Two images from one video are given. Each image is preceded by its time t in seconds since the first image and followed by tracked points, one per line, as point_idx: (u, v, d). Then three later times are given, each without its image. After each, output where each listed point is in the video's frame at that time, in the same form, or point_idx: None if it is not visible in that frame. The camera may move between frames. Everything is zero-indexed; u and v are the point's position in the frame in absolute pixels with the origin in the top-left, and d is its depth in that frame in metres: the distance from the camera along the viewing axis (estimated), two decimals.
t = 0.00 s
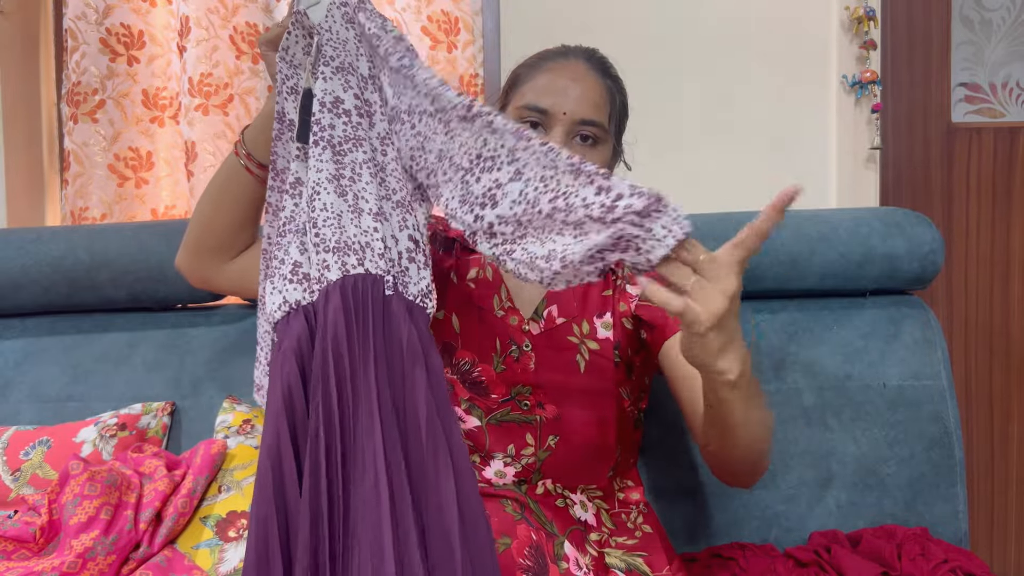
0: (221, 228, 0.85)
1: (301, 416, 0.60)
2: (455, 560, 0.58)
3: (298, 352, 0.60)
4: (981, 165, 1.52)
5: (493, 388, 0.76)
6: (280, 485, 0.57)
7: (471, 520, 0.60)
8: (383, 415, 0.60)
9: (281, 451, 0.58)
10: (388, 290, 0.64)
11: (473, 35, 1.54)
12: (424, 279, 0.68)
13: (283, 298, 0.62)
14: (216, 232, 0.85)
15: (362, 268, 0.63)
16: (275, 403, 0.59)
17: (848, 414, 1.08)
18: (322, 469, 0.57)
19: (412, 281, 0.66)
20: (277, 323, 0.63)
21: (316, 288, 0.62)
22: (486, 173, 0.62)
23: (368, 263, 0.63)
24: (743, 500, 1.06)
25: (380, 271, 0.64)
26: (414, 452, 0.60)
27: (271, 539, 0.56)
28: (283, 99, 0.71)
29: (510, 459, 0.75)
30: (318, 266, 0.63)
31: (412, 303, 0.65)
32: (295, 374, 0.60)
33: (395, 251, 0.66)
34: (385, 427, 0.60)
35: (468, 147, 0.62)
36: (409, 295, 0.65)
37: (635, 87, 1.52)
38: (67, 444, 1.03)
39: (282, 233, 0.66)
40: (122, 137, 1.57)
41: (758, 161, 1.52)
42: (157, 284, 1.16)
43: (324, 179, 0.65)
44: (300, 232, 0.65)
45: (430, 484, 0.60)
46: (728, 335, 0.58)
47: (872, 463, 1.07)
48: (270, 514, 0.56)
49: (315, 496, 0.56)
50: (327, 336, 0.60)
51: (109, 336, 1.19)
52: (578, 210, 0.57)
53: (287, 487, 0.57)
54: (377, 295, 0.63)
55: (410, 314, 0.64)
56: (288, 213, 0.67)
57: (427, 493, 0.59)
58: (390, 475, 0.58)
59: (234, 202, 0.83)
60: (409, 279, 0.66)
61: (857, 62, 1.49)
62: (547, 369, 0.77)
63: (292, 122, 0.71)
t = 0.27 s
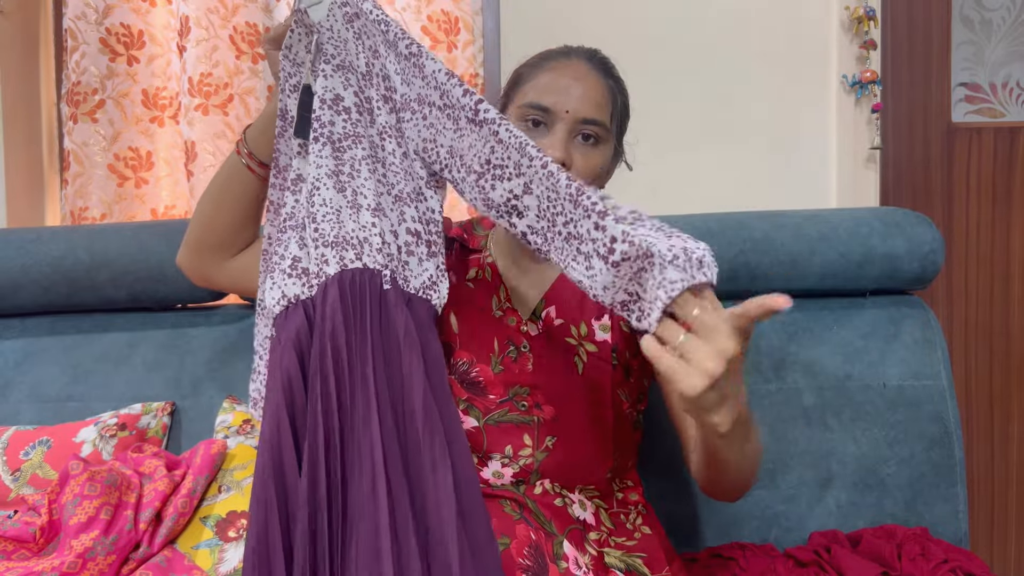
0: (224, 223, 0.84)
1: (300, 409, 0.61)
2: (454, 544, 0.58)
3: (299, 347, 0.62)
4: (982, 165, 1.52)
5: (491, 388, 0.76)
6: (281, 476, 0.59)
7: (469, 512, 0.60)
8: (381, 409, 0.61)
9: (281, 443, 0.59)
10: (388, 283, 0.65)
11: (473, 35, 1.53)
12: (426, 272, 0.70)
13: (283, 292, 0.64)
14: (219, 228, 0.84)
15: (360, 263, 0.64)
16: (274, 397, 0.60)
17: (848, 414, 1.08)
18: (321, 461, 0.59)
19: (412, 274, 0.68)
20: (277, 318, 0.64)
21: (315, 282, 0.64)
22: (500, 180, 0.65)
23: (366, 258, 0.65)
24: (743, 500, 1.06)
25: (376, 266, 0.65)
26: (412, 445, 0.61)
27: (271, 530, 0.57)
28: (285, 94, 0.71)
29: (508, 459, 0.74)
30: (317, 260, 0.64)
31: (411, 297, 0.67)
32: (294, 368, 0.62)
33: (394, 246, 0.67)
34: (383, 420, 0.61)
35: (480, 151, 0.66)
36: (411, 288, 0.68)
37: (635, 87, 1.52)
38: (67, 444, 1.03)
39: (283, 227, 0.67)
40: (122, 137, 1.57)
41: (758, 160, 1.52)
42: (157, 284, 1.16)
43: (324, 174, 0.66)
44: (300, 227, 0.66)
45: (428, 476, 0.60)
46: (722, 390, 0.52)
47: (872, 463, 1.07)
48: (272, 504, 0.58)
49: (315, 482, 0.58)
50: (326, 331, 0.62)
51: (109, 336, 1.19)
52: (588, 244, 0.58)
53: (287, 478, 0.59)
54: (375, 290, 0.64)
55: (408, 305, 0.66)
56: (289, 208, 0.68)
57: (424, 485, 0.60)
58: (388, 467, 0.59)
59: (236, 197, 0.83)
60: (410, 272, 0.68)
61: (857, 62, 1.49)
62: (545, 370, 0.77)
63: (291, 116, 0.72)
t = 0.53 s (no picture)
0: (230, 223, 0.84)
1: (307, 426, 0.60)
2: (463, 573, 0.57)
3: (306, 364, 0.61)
4: (982, 165, 1.52)
5: (488, 388, 0.75)
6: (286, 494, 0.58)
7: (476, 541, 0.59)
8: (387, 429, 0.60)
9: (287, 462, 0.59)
10: (394, 304, 0.64)
11: (473, 35, 1.54)
12: (433, 292, 0.68)
13: (294, 306, 0.63)
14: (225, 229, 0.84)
15: (369, 285, 0.63)
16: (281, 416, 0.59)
17: (848, 414, 1.08)
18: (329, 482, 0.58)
19: (420, 295, 0.67)
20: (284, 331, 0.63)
21: (326, 300, 0.63)
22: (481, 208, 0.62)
23: (375, 280, 0.64)
24: (744, 500, 1.06)
25: (386, 288, 0.64)
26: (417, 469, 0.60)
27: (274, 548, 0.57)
28: (293, 108, 0.71)
29: (505, 460, 0.73)
30: (328, 280, 0.63)
31: (419, 318, 0.65)
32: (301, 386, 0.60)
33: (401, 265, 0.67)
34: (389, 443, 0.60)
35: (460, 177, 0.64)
36: (419, 309, 0.66)
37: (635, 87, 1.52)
38: (67, 444, 1.03)
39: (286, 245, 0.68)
40: (122, 137, 1.57)
41: (758, 160, 1.52)
42: (157, 283, 1.16)
43: (331, 194, 0.65)
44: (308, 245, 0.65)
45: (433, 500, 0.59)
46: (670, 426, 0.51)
47: (872, 463, 1.07)
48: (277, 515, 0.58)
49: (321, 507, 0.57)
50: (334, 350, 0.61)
51: (109, 336, 1.19)
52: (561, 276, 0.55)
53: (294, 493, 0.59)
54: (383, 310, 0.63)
55: (416, 326, 0.65)
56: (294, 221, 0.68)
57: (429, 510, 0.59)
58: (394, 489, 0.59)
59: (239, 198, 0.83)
60: (418, 292, 0.67)
61: (857, 62, 1.49)
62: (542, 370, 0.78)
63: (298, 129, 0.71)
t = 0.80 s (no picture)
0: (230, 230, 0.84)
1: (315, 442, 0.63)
2: None
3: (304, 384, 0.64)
4: (982, 165, 1.52)
5: (490, 388, 0.76)
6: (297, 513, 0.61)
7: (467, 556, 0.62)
8: (372, 452, 0.63)
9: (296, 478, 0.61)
10: (371, 329, 0.66)
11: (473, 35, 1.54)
12: (412, 310, 0.70)
13: (290, 333, 0.66)
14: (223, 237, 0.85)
15: (342, 310, 0.66)
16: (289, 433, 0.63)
17: (848, 414, 1.08)
18: (325, 506, 0.61)
19: (400, 314, 0.69)
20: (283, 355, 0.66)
21: (314, 321, 0.66)
22: (531, 188, 0.65)
23: (347, 304, 0.66)
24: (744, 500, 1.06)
25: (359, 312, 0.66)
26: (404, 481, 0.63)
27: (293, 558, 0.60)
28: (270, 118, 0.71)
29: (505, 460, 0.74)
30: (311, 299, 0.66)
31: (397, 339, 0.68)
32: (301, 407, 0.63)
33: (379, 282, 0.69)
34: (374, 458, 0.63)
35: (500, 159, 0.67)
36: (398, 329, 0.68)
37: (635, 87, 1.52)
38: (67, 444, 1.03)
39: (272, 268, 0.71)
40: (122, 137, 1.57)
41: (758, 160, 1.52)
42: (157, 284, 1.16)
43: (303, 219, 0.69)
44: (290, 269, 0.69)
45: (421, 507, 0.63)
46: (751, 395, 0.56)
47: (872, 463, 1.07)
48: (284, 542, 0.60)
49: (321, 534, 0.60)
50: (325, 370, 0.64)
51: (109, 336, 1.19)
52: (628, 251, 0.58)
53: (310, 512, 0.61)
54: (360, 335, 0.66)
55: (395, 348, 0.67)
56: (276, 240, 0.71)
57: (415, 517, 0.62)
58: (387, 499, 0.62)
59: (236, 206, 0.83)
60: (399, 311, 0.69)
61: (857, 62, 1.49)
62: (544, 370, 0.77)
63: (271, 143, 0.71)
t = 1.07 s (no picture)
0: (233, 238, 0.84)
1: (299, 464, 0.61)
2: None
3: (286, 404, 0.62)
4: (982, 165, 1.52)
5: (494, 387, 0.76)
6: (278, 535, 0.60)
7: None
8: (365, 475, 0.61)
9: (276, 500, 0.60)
10: (369, 349, 0.64)
11: (473, 35, 1.52)
12: (412, 329, 0.68)
13: (278, 348, 0.63)
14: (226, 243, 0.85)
15: (341, 329, 0.64)
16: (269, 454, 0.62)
17: (848, 414, 1.08)
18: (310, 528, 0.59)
19: (400, 333, 0.67)
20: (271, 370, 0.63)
21: (306, 341, 0.63)
22: (559, 191, 0.65)
23: (347, 323, 0.64)
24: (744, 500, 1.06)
25: (359, 331, 0.64)
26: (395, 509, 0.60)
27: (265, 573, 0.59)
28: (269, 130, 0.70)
29: (508, 460, 0.74)
30: (309, 317, 0.64)
31: (397, 358, 0.66)
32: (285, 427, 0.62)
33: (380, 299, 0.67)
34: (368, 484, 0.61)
35: (526, 163, 0.67)
36: (399, 348, 0.66)
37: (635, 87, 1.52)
38: (67, 444, 1.03)
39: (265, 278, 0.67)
40: (122, 137, 1.57)
41: (758, 161, 1.52)
42: (157, 284, 1.16)
43: (304, 232, 0.66)
44: (290, 283, 0.65)
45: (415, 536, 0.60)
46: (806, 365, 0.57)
47: (872, 463, 1.07)
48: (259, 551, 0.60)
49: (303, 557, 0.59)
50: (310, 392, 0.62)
51: (109, 336, 1.19)
52: (687, 231, 0.60)
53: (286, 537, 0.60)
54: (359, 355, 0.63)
55: (394, 369, 0.65)
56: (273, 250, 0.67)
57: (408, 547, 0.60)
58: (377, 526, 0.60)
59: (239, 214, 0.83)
60: (398, 331, 0.67)
61: (857, 62, 1.49)
62: (549, 370, 0.76)
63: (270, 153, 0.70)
